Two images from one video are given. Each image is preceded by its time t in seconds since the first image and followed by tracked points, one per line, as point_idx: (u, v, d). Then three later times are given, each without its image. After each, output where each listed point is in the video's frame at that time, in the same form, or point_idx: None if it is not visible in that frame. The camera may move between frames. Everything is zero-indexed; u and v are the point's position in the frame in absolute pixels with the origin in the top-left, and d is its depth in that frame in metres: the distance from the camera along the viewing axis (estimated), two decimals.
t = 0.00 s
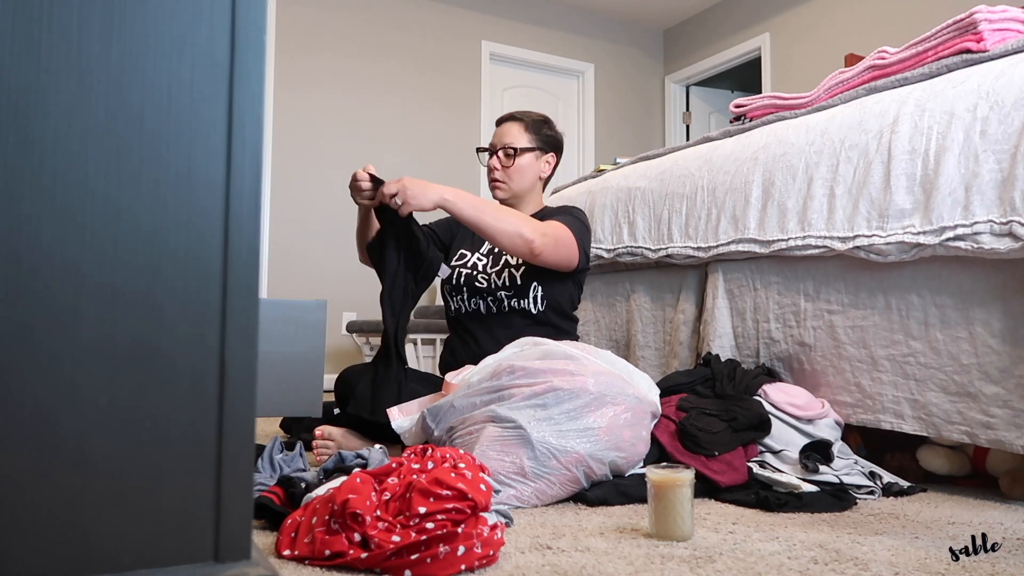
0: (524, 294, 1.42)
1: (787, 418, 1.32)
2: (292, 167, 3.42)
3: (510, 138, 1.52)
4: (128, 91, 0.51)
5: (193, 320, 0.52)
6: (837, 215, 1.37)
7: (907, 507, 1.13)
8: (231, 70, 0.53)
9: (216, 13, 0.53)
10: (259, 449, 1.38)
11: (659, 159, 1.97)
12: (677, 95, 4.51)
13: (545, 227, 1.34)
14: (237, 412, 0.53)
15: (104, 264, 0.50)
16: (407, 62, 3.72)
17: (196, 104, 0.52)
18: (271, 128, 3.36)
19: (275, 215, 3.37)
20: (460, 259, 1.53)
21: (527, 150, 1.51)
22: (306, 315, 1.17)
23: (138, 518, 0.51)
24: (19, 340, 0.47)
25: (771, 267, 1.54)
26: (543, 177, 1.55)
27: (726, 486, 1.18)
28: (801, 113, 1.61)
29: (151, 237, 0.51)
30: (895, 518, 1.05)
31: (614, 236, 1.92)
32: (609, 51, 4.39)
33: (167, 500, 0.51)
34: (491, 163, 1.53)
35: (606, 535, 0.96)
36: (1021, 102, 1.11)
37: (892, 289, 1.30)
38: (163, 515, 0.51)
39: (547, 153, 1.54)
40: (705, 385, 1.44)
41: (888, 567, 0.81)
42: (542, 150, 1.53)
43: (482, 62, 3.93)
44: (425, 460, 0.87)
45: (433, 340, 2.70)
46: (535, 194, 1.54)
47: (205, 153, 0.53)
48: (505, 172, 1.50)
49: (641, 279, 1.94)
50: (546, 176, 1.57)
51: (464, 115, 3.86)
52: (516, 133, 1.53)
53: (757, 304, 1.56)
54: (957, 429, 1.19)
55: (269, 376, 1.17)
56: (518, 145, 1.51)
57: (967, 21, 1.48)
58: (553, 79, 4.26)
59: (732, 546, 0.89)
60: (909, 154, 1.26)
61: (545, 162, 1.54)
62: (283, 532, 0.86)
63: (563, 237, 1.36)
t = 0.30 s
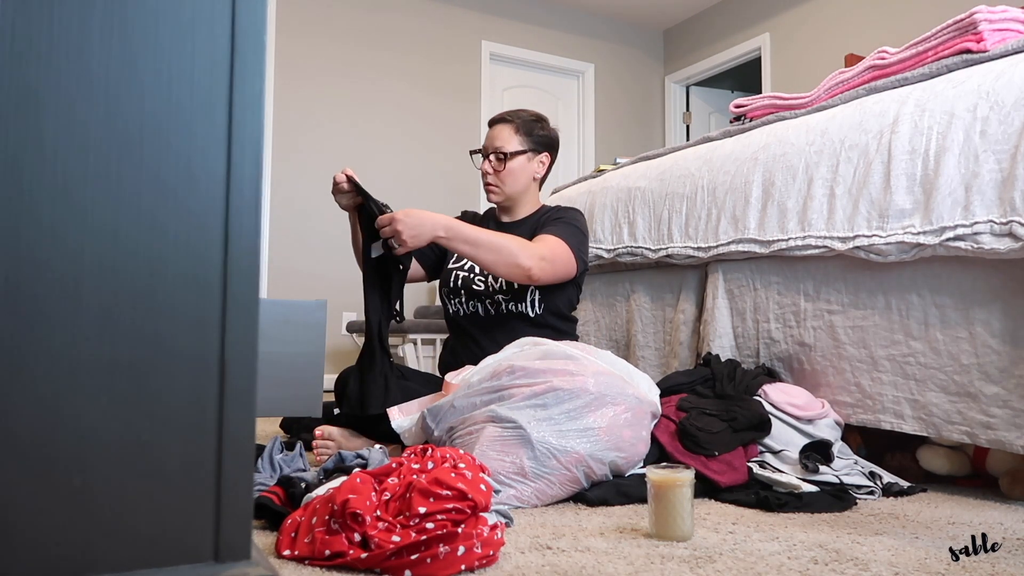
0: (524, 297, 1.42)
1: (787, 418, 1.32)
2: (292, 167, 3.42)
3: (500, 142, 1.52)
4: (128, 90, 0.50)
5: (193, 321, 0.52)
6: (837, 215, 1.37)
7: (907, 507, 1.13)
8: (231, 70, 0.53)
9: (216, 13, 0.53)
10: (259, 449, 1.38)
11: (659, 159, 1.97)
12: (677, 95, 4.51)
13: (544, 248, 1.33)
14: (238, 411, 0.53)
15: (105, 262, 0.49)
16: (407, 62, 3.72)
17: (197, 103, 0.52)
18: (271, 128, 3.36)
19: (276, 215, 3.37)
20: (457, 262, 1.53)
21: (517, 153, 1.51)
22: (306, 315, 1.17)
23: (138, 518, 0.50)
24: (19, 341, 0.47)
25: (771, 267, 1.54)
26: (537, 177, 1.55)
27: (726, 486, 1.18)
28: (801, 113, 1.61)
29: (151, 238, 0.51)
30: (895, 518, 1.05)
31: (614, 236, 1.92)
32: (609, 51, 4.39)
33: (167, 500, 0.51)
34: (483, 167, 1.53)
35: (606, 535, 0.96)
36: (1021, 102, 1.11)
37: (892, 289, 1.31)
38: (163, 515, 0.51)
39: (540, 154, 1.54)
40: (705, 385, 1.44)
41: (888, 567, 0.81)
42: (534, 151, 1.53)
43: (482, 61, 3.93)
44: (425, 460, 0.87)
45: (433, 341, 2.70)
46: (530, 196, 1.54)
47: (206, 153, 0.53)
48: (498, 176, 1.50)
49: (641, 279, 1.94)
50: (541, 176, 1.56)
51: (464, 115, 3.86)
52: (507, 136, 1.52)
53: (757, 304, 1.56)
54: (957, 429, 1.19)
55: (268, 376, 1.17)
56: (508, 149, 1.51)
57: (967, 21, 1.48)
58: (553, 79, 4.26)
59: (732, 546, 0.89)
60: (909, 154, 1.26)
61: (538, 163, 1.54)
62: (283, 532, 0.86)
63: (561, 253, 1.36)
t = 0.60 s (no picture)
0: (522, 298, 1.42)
1: (787, 418, 1.32)
2: (292, 167, 3.42)
3: (496, 153, 1.49)
4: (128, 91, 0.50)
5: (193, 321, 0.52)
6: (837, 215, 1.37)
7: (907, 507, 1.13)
8: (231, 70, 0.53)
9: (216, 14, 0.53)
10: (259, 449, 1.38)
11: (659, 159, 1.97)
12: (677, 96, 4.51)
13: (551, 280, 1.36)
14: (238, 411, 0.53)
15: (104, 263, 0.49)
16: (407, 62, 3.72)
17: (197, 103, 0.52)
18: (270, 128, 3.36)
19: (276, 215, 3.37)
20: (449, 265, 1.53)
21: (517, 161, 1.50)
22: (307, 316, 1.18)
23: (138, 518, 0.50)
24: (18, 341, 0.47)
25: (771, 267, 1.54)
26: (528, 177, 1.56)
27: (726, 486, 1.18)
28: (801, 113, 1.61)
29: (151, 239, 0.51)
30: (895, 518, 1.05)
31: (614, 236, 1.92)
32: (608, 51, 4.39)
33: (167, 500, 0.51)
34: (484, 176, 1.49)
35: (606, 535, 0.96)
36: (1021, 102, 1.11)
37: (892, 289, 1.31)
38: (163, 515, 0.51)
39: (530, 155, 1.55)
40: (705, 385, 1.44)
41: (888, 567, 0.81)
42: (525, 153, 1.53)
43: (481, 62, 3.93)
44: (425, 460, 0.87)
45: (433, 340, 2.70)
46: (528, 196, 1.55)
47: (205, 154, 0.53)
48: (500, 187, 1.49)
49: (641, 279, 1.94)
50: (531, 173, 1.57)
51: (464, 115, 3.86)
52: (507, 144, 1.50)
53: (757, 304, 1.56)
54: (957, 429, 1.19)
55: (268, 377, 1.17)
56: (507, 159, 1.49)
57: (967, 21, 1.48)
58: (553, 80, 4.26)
59: (732, 546, 0.89)
60: (909, 154, 1.26)
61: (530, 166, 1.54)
62: (283, 532, 0.86)
63: (565, 286, 1.37)
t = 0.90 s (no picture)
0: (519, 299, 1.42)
1: (787, 418, 1.32)
2: (291, 166, 3.42)
3: (483, 153, 1.49)
4: (128, 89, 0.50)
5: (193, 320, 0.52)
6: (837, 215, 1.37)
7: (907, 507, 1.13)
8: (231, 69, 0.53)
9: (217, 13, 0.53)
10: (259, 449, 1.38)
11: (659, 159, 1.97)
12: (677, 96, 4.51)
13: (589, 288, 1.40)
14: (238, 411, 0.53)
15: (105, 262, 0.49)
16: (407, 62, 3.72)
17: (197, 102, 0.52)
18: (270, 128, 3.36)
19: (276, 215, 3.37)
20: (448, 266, 1.55)
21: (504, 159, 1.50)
22: (308, 316, 1.18)
23: (137, 518, 0.50)
24: (17, 340, 0.47)
25: (771, 267, 1.54)
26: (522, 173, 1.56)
27: (726, 486, 1.18)
28: (801, 113, 1.61)
29: (151, 238, 0.51)
30: (895, 518, 1.05)
31: (614, 236, 1.92)
32: (609, 51, 4.39)
33: (166, 500, 0.51)
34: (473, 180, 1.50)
35: (606, 535, 0.96)
36: (1021, 102, 1.11)
37: (892, 290, 1.30)
38: (162, 515, 0.51)
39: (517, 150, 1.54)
40: (705, 385, 1.44)
41: (888, 567, 0.81)
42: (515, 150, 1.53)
43: (481, 62, 3.93)
44: (425, 460, 0.87)
45: (433, 341, 2.71)
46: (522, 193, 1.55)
47: (205, 152, 0.53)
48: (490, 187, 1.50)
49: (641, 279, 1.94)
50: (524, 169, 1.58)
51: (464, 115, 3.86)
52: (488, 144, 1.50)
53: (757, 304, 1.56)
54: (957, 429, 1.19)
55: (269, 377, 1.17)
56: (495, 159, 1.49)
57: (967, 21, 1.48)
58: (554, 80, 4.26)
59: (733, 546, 0.89)
60: (909, 154, 1.26)
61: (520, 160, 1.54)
62: (283, 532, 0.86)
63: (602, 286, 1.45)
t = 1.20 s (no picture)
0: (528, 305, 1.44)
1: (787, 418, 1.32)
2: (292, 166, 3.42)
3: (462, 144, 1.51)
4: (126, 89, 0.50)
5: (192, 320, 0.52)
6: (837, 215, 1.37)
7: (907, 507, 1.13)
8: (231, 69, 0.54)
9: (217, 14, 0.53)
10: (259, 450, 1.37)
11: (659, 159, 1.97)
12: (677, 95, 4.51)
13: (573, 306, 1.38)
14: (238, 411, 0.53)
15: (104, 262, 0.49)
16: (407, 62, 3.72)
17: (196, 102, 0.52)
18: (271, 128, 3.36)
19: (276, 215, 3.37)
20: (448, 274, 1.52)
21: (481, 150, 1.50)
22: (306, 315, 1.17)
23: (138, 518, 0.50)
24: (21, 341, 0.47)
25: (771, 267, 1.54)
26: (509, 169, 1.55)
27: (726, 486, 1.18)
28: (801, 113, 1.61)
29: (151, 238, 0.51)
30: (895, 518, 1.05)
31: (614, 237, 1.93)
32: (608, 51, 4.39)
33: (166, 500, 0.51)
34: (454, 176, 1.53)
35: (606, 534, 0.96)
36: (1020, 102, 1.11)
37: (892, 290, 1.31)
38: (163, 515, 0.51)
39: (505, 143, 1.53)
40: (705, 385, 1.44)
41: (888, 567, 0.81)
42: (499, 143, 1.52)
43: (481, 61, 3.93)
44: (425, 460, 0.87)
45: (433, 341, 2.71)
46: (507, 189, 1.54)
47: (205, 152, 0.53)
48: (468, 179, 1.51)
49: (641, 279, 1.94)
50: (513, 166, 1.56)
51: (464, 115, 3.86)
52: (467, 137, 1.52)
53: (757, 304, 1.57)
54: (957, 429, 1.19)
55: (269, 377, 1.17)
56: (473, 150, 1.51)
57: (967, 21, 1.48)
58: (554, 79, 4.27)
59: (733, 546, 0.89)
60: (909, 154, 1.26)
61: (507, 153, 1.53)
62: (283, 532, 0.86)
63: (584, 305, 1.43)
